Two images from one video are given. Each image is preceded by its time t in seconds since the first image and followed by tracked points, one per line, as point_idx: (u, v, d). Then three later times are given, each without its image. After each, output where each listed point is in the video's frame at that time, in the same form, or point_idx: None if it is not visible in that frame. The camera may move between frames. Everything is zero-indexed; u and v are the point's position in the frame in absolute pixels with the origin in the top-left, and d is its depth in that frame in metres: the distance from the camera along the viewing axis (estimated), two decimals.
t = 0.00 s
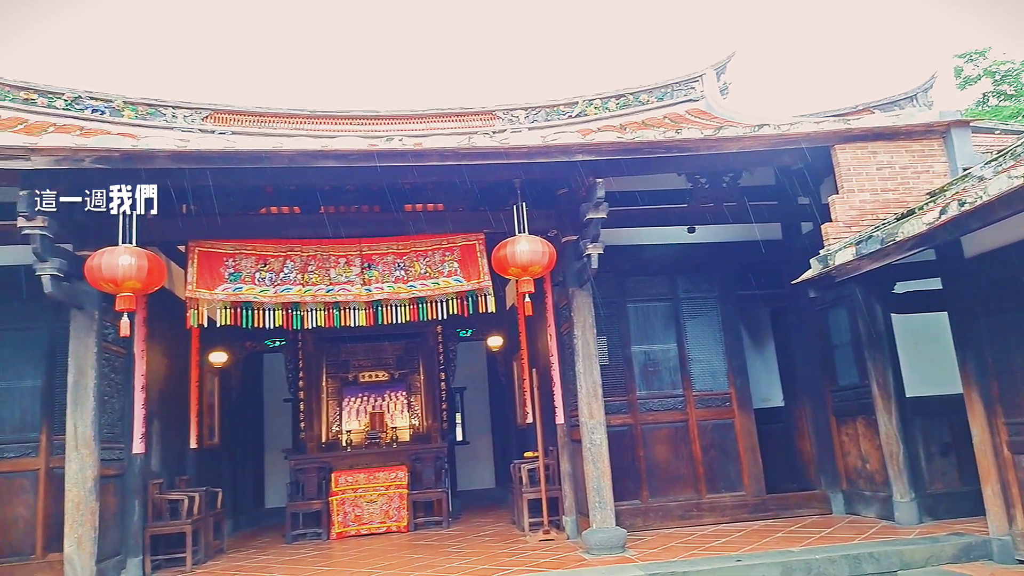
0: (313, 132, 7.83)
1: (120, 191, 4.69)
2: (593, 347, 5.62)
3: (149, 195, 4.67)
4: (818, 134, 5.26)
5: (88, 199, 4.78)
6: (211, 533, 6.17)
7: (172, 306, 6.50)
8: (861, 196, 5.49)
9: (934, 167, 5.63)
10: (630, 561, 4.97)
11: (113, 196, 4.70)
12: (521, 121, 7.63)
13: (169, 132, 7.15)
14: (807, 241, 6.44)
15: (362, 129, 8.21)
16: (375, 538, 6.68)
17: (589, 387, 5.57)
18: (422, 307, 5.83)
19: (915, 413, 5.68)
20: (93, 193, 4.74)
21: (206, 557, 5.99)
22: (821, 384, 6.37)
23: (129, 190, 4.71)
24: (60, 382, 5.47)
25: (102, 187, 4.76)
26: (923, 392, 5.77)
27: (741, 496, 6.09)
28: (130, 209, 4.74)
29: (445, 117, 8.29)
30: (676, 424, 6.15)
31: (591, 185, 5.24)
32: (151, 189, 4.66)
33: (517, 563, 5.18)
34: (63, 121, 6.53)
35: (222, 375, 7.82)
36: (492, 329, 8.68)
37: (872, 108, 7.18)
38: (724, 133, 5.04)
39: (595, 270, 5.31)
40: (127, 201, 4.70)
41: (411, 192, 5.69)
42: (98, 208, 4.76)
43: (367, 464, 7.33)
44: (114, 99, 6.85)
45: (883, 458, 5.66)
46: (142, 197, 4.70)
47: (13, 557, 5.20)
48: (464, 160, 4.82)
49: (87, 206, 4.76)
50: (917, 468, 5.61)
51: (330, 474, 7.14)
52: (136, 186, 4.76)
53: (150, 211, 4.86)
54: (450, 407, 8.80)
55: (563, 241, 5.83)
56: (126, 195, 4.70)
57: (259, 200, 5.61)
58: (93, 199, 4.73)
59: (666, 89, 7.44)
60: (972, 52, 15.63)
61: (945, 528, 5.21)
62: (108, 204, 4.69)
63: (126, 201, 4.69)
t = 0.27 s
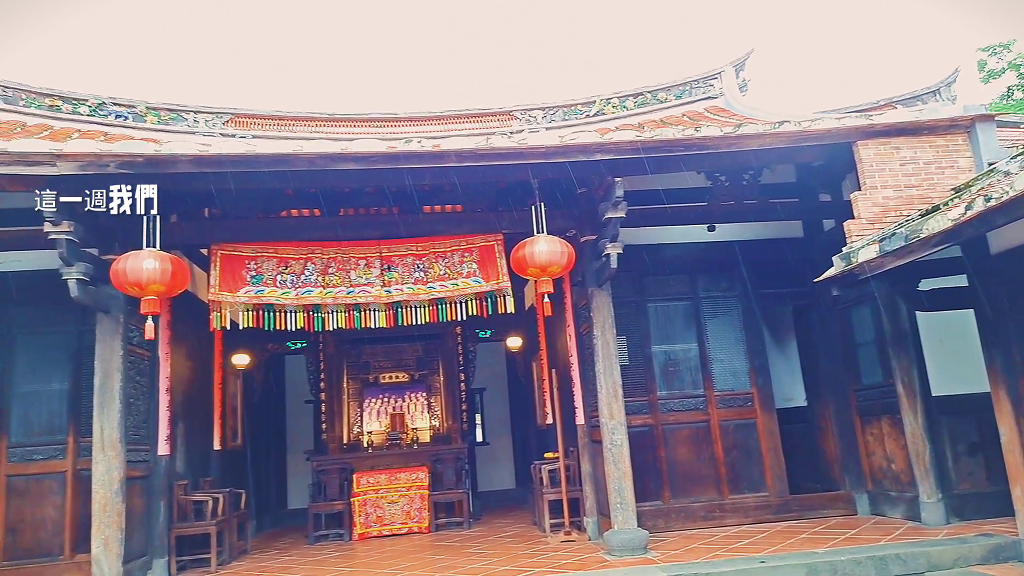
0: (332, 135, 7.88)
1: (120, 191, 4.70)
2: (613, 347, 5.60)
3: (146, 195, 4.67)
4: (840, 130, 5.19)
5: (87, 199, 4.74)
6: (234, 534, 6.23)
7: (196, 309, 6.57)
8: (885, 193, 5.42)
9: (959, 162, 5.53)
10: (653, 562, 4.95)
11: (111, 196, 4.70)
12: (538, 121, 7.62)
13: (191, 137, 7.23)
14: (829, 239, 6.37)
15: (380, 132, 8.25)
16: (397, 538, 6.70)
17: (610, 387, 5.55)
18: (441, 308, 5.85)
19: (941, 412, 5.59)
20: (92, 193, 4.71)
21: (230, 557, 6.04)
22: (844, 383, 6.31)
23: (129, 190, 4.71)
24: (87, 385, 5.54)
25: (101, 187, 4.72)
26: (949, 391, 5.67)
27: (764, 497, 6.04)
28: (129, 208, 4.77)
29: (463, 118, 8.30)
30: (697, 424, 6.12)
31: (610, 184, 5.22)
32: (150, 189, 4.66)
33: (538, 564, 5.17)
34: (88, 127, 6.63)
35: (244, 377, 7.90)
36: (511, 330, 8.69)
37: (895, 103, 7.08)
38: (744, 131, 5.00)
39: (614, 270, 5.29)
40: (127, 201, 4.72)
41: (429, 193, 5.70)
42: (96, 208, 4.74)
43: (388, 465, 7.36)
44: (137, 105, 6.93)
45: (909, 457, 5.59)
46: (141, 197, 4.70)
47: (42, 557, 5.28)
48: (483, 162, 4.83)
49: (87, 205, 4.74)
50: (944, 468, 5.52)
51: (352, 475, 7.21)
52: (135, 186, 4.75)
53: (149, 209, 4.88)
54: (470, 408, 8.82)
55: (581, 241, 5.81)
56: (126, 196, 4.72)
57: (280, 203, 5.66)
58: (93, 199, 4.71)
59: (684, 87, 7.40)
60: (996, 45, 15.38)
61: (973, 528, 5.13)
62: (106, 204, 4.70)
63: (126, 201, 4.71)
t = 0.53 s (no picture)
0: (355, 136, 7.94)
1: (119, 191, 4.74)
2: (637, 346, 5.57)
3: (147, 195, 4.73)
4: (868, 127, 5.10)
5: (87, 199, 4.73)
6: (261, 531, 6.31)
7: (223, 309, 6.66)
8: (913, 190, 5.34)
9: (990, 159, 5.44)
10: (677, 562, 4.92)
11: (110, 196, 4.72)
12: (561, 120, 7.62)
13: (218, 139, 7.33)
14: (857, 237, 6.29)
15: (403, 132, 8.30)
16: (421, 536, 6.73)
17: (633, 387, 5.52)
18: (464, 308, 5.86)
19: (972, 412, 5.49)
20: (92, 193, 4.70)
21: (257, 553, 6.12)
22: (872, 383, 6.22)
23: (129, 190, 4.73)
24: (117, 383, 5.64)
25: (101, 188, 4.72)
26: (981, 392, 5.56)
27: (790, 498, 5.98)
28: (130, 209, 4.78)
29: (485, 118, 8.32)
30: (722, 425, 6.07)
31: (633, 183, 5.20)
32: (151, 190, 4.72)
33: (562, 563, 5.17)
34: (117, 130, 6.74)
35: (270, 376, 7.99)
36: (534, 329, 8.71)
37: (923, 99, 6.97)
38: (769, 128, 4.94)
39: (637, 269, 5.24)
40: (127, 201, 4.74)
41: (452, 193, 5.72)
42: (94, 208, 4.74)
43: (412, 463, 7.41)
44: (165, 109, 7.02)
45: (939, 459, 5.50)
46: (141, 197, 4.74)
47: (75, 552, 5.39)
48: (505, 161, 4.83)
49: (87, 205, 4.73)
50: (976, 470, 5.42)
51: (376, 473, 7.24)
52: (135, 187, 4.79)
53: (148, 210, 4.90)
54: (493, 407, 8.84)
55: (604, 241, 5.79)
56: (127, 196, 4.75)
57: (305, 205, 5.72)
58: (93, 199, 4.70)
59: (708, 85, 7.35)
60: None
61: (1005, 531, 5.03)
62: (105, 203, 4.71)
63: (126, 201, 4.73)
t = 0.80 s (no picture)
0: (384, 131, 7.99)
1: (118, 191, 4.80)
2: (665, 343, 5.52)
3: (147, 195, 4.82)
4: (906, 119, 4.94)
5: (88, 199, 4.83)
6: (291, 522, 6.39)
7: (255, 303, 6.75)
8: (951, 184, 5.22)
9: None
10: (705, 560, 4.88)
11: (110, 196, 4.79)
12: (589, 115, 7.59)
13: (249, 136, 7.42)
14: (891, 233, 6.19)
15: (430, 128, 8.33)
16: (448, 530, 6.77)
17: (661, 383, 5.48)
18: (491, 303, 5.87)
19: (1010, 412, 5.36)
20: (93, 193, 4.79)
21: (287, 545, 6.21)
22: (906, 381, 6.11)
23: (129, 190, 4.79)
24: (151, 376, 5.75)
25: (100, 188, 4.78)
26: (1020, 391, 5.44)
27: (820, 497, 5.90)
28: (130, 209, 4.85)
29: (513, 113, 8.31)
30: (752, 422, 6.00)
31: (662, 178, 5.15)
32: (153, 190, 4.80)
33: (589, 559, 5.16)
34: (151, 127, 6.85)
35: (300, 370, 8.09)
36: (560, 325, 8.71)
37: (961, 91, 6.81)
38: (801, 122, 4.85)
39: (666, 265, 5.19)
40: (128, 201, 4.80)
41: (479, 189, 5.72)
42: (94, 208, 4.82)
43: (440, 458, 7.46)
44: (198, 106, 7.10)
45: (975, 460, 5.38)
46: (141, 197, 4.82)
47: (111, 541, 5.51)
48: (533, 157, 4.81)
49: (88, 205, 4.82)
50: (1014, 471, 5.29)
51: (404, 466, 7.30)
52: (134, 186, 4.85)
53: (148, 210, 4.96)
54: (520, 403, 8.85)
55: (633, 236, 5.76)
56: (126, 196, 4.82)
57: (334, 200, 5.77)
58: (93, 199, 4.78)
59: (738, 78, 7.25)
60: None
61: None
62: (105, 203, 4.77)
63: (126, 201, 4.79)
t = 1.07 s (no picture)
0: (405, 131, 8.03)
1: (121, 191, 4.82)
2: (688, 342, 5.48)
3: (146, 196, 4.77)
4: (933, 113, 4.86)
5: (88, 198, 4.85)
6: (315, 520, 6.45)
7: (279, 304, 6.82)
8: (979, 179, 5.13)
9: None
10: (730, 560, 4.84)
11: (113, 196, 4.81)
12: (609, 113, 7.58)
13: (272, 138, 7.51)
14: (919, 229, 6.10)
15: (451, 128, 8.35)
16: (471, 529, 6.79)
17: (685, 382, 5.44)
18: (513, 302, 5.86)
19: None
20: (93, 193, 4.81)
21: (311, 543, 6.26)
22: (935, 379, 6.01)
23: (129, 191, 4.80)
24: (178, 375, 5.82)
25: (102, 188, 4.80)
26: None
27: (847, 497, 5.83)
28: (130, 208, 4.87)
29: (533, 112, 8.31)
30: (777, 421, 5.94)
31: (684, 175, 5.11)
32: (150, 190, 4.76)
33: (612, 559, 5.14)
34: (176, 130, 6.93)
35: (324, 369, 8.16)
36: (582, 323, 8.69)
37: (990, 84, 6.68)
38: (826, 117, 4.79)
39: (689, 263, 5.16)
40: (127, 201, 4.82)
41: (500, 188, 5.72)
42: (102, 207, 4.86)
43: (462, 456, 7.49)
44: (222, 108, 7.19)
45: (1005, 459, 5.28)
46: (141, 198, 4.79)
47: (139, 538, 5.59)
48: (554, 155, 4.80)
49: (87, 204, 4.85)
50: None
51: (426, 465, 7.40)
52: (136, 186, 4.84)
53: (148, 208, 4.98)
54: (541, 402, 8.84)
55: (654, 234, 5.72)
56: (126, 196, 4.81)
57: (356, 201, 5.81)
58: (93, 199, 4.81)
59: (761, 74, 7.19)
60: None
61: None
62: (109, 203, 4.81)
63: (126, 201, 4.81)
